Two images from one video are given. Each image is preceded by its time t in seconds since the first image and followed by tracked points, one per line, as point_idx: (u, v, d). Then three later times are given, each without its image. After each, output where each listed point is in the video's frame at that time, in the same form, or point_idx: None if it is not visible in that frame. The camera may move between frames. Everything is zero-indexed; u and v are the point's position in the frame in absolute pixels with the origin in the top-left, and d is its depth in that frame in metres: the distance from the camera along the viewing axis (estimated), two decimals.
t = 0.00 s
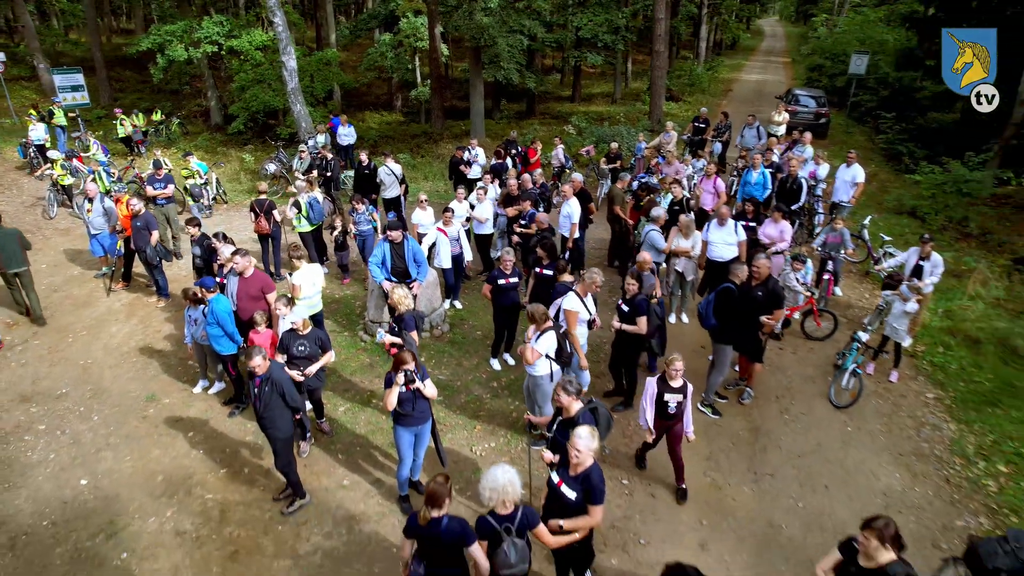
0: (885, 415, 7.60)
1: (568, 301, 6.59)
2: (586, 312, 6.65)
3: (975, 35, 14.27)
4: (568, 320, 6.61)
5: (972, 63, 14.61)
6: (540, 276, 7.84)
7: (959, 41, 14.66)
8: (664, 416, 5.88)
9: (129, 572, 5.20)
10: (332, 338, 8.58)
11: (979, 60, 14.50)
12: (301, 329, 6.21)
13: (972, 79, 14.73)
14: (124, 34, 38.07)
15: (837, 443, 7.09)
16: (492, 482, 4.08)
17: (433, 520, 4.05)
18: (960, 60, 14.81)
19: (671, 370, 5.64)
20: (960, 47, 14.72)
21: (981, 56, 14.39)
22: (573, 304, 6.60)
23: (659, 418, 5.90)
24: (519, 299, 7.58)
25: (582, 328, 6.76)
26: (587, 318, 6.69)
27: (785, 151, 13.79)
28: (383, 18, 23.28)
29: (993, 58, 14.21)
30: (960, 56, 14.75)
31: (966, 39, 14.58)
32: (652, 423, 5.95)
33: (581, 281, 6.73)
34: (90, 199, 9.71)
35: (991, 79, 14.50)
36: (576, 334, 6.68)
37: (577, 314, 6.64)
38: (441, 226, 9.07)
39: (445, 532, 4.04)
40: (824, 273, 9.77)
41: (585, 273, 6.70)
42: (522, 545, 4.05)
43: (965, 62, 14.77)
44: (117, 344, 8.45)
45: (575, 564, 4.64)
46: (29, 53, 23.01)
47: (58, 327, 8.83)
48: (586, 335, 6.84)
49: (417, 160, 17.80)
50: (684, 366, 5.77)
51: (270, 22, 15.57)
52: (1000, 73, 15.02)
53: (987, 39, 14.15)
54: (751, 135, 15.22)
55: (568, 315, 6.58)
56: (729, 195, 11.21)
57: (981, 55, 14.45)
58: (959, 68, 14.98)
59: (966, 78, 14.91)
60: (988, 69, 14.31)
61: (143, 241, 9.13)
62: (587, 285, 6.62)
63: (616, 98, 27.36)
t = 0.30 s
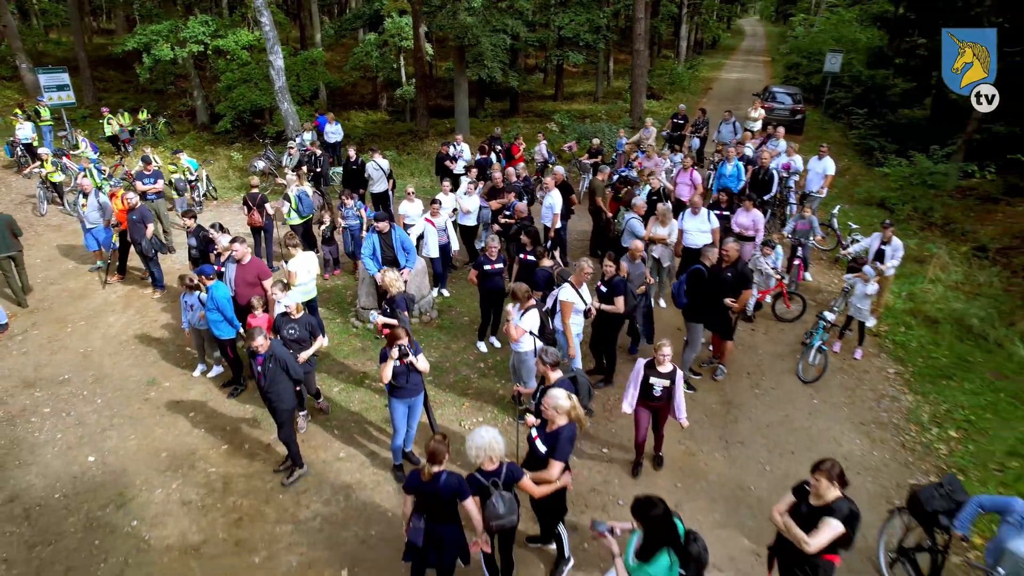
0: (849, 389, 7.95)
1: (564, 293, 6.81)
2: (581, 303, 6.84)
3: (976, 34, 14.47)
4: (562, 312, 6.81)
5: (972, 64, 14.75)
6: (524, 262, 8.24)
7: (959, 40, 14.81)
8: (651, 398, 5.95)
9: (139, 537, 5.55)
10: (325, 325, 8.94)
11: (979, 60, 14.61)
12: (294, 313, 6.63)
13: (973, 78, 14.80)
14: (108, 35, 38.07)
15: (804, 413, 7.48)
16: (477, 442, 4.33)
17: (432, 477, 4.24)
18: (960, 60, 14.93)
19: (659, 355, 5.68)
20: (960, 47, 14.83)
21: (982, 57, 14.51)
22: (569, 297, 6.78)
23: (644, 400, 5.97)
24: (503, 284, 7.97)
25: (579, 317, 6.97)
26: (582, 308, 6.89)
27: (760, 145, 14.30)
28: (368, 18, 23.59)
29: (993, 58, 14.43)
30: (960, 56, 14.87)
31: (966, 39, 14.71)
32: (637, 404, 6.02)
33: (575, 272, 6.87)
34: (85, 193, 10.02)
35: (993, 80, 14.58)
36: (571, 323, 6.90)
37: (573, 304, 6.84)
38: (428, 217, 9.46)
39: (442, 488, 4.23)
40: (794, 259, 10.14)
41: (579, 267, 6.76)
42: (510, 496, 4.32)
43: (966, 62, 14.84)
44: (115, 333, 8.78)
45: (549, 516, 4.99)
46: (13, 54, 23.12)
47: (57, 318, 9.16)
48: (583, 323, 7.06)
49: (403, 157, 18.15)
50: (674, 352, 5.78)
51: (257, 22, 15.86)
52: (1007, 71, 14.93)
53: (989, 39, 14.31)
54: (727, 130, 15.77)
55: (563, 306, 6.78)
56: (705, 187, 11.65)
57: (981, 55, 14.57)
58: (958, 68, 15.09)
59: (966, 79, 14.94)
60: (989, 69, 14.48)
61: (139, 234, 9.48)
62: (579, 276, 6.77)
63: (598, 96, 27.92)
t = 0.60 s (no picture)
0: (821, 365, 8.32)
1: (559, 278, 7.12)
2: (576, 287, 7.18)
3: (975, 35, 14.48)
4: (559, 296, 7.17)
5: (972, 64, 14.79)
6: (513, 250, 8.68)
7: (959, 41, 14.90)
8: (632, 391, 6.06)
9: (152, 505, 5.93)
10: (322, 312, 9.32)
11: (979, 60, 14.63)
12: (293, 297, 6.98)
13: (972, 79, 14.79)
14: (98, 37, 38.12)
15: (777, 387, 7.86)
16: (464, 411, 4.64)
17: (433, 441, 4.55)
18: (960, 60, 14.95)
19: (638, 348, 5.77)
20: (959, 47, 14.88)
21: (982, 57, 14.50)
22: (564, 282, 7.11)
23: (626, 392, 6.07)
24: (493, 270, 8.40)
25: (575, 303, 7.31)
26: (577, 293, 7.23)
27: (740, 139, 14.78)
28: (358, 18, 23.89)
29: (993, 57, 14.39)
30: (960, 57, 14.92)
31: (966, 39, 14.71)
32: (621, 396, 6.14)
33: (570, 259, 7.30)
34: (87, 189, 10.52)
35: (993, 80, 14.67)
36: (567, 307, 7.25)
37: (568, 289, 7.18)
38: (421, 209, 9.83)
39: (443, 451, 4.55)
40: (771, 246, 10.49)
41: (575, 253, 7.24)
42: (506, 451, 4.76)
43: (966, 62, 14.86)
44: (119, 322, 9.19)
45: (527, 472, 5.41)
46: (3, 54, 23.27)
47: (62, 308, 9.56)
48: (581, 309, 7.40)
49: (394, 154, 18.52)
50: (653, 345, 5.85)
51: (249, 21, 16.16)
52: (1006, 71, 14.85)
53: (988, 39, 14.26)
54: (709, 126, 16.24)
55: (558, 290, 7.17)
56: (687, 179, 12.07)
57: (981, 55, 14.57)
58: (958, 69, 15.09)
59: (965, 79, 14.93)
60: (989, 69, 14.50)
61: (140, 227, 9.87)
62: (574, 263, 7.24)
63: (585, 95, 28.42)
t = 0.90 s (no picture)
0: (799, 346, 8.69)
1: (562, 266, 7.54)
2: (576, 276, 7.56)
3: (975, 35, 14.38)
4: (560, 283, 7.58)
5: (971, 64, 14.74)
6: (507, 239, 9.09)
7: (960, 40, 14.78)
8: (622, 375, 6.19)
9: (169, 474, 6.35)
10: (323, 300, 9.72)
11: (979, 60, 14.55)
12: (299, 281, 7.28)
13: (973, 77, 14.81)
14: (92, 36, 38.23)
15: (756, 366, 8.28)
16: (463, 379, 5.06)
17: (438, 408, 4.97)
18: (961, 59, 14.90)
19: (626, 331, 5.99)
20: (960, 46, 14.76)
21: (982, 56, 14.40)
22: (564, 270, 7.52)
23: (616, 376, 6.20)
24: (488, 258, 8.80)
25: (576, 290, 7.66)
26: (579, 281, 7.60)
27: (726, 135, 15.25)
28: (352, 18, 24.23)
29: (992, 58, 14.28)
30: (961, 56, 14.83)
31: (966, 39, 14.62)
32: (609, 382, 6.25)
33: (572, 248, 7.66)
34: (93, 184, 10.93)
35: (992, 80, 14.58)
36: (568, 295, 7.62)
37: (569, 277, 7.57)
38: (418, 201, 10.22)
39: (447, 417, 4.97)
40: (753, 237, 10.85)
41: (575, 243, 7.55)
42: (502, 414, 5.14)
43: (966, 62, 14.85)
44: (127, 311, 9.62)
45: (514, 438, 5.86)
46: None
47: (72, 299, 10.00)
48: (582, 297, 7.72)
49: (390, 151, 18.90)
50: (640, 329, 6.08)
51: (247, 21, 16.52)
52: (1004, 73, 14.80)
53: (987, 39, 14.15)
54: (695, 123, 16.73)
55: (560, 278, 7.59)
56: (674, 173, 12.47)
57: (981, 55, 14.47)
58: (958, 68, 15.13)
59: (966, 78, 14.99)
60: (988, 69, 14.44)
61: (147, 219, 10.25)
62: (576, 252, 7.54)
63: (577, 93, 28.87)
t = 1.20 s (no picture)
0: (785, 331, 9.10)
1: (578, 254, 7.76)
2: (591, 264, 7.85)
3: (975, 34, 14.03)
4: (576, 273, 7.86)
5: (972, 64, 14.32)
6: (506, 229, 9.51)
7: (959, 41, 14.44)
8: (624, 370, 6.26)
9: (190, 446, 6.78)
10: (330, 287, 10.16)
11: (979, 60, 14.18)
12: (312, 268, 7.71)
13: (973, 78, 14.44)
14: (95, 35, 38.55)
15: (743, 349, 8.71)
16: (469, 350, 5.47)
17: (448, 377, 5.42)
18: (960, 60, 14.50)
19: (628, 326, 6.11)
20: (959, 47, 14.42)
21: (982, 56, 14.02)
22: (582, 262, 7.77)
23: (617, 370, 6.28)
24: (489, 246, 9.21)
25: (591, 279, 7.95)
26: (593, 269, 7.90)
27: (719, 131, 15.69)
28: (354, 18, 24.66)
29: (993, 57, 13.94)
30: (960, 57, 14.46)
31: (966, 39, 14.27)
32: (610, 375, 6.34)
33: (589, 238, 7.83)
34: (109, 177, 11.38)
35: (993, 80, 14.26)
36: (582, 283, 7.92)
37: (584, 265, 7.87)
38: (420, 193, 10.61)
39: (456, 385, 5.43)
40: (744, 228, 11.20)
41: (591, 235, 7.69)
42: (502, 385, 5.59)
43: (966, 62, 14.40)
44: (143, 299, 10.06)
45: (513, 411, 6.26)
46: (7, 53, 23.91)
47: (89, 287, 10.45)
48: (597, 286, 8.02)
49: (391, 148, 19.34)
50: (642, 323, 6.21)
51: (253, 21, 16.95)
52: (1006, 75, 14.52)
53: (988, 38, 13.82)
54: (690, 120, 17.18)
55: (574, 267, 7.88)
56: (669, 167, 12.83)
57: (981, 55, 14.10)
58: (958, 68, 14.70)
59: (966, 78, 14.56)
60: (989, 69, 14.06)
61: (160, 211, 10.67)
62: (592, 243, 7.71)
63: (575, 92, 29.33)
